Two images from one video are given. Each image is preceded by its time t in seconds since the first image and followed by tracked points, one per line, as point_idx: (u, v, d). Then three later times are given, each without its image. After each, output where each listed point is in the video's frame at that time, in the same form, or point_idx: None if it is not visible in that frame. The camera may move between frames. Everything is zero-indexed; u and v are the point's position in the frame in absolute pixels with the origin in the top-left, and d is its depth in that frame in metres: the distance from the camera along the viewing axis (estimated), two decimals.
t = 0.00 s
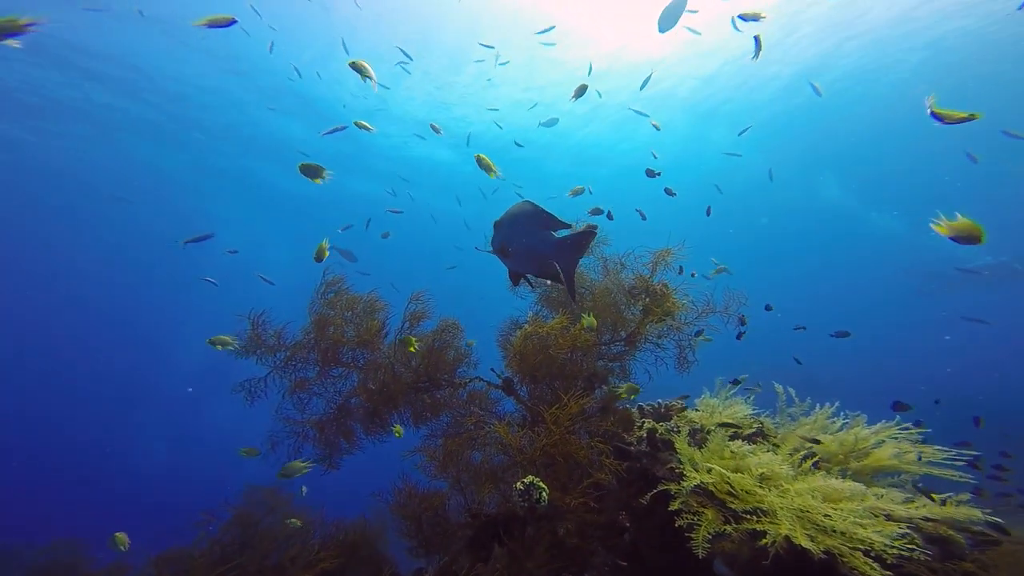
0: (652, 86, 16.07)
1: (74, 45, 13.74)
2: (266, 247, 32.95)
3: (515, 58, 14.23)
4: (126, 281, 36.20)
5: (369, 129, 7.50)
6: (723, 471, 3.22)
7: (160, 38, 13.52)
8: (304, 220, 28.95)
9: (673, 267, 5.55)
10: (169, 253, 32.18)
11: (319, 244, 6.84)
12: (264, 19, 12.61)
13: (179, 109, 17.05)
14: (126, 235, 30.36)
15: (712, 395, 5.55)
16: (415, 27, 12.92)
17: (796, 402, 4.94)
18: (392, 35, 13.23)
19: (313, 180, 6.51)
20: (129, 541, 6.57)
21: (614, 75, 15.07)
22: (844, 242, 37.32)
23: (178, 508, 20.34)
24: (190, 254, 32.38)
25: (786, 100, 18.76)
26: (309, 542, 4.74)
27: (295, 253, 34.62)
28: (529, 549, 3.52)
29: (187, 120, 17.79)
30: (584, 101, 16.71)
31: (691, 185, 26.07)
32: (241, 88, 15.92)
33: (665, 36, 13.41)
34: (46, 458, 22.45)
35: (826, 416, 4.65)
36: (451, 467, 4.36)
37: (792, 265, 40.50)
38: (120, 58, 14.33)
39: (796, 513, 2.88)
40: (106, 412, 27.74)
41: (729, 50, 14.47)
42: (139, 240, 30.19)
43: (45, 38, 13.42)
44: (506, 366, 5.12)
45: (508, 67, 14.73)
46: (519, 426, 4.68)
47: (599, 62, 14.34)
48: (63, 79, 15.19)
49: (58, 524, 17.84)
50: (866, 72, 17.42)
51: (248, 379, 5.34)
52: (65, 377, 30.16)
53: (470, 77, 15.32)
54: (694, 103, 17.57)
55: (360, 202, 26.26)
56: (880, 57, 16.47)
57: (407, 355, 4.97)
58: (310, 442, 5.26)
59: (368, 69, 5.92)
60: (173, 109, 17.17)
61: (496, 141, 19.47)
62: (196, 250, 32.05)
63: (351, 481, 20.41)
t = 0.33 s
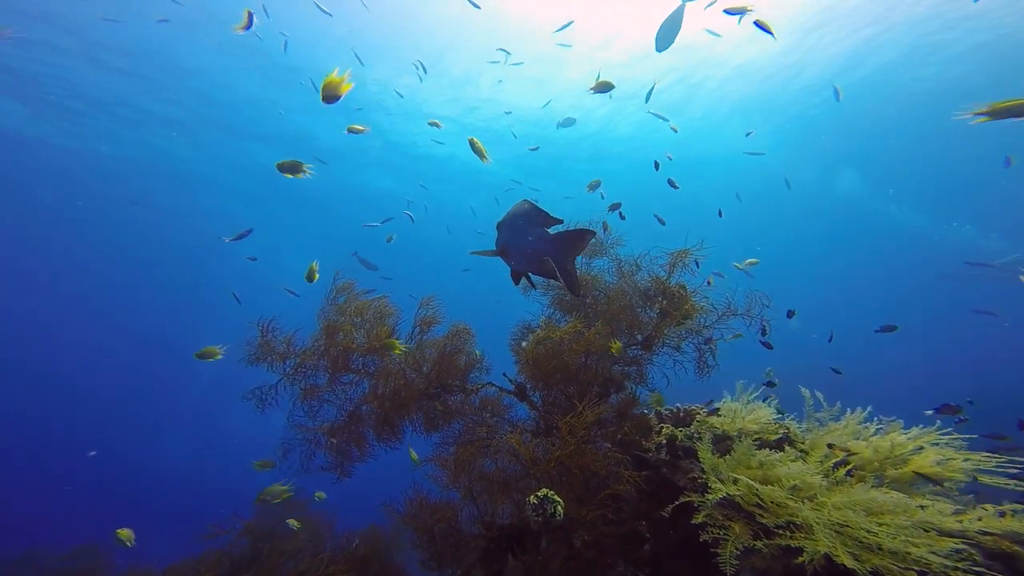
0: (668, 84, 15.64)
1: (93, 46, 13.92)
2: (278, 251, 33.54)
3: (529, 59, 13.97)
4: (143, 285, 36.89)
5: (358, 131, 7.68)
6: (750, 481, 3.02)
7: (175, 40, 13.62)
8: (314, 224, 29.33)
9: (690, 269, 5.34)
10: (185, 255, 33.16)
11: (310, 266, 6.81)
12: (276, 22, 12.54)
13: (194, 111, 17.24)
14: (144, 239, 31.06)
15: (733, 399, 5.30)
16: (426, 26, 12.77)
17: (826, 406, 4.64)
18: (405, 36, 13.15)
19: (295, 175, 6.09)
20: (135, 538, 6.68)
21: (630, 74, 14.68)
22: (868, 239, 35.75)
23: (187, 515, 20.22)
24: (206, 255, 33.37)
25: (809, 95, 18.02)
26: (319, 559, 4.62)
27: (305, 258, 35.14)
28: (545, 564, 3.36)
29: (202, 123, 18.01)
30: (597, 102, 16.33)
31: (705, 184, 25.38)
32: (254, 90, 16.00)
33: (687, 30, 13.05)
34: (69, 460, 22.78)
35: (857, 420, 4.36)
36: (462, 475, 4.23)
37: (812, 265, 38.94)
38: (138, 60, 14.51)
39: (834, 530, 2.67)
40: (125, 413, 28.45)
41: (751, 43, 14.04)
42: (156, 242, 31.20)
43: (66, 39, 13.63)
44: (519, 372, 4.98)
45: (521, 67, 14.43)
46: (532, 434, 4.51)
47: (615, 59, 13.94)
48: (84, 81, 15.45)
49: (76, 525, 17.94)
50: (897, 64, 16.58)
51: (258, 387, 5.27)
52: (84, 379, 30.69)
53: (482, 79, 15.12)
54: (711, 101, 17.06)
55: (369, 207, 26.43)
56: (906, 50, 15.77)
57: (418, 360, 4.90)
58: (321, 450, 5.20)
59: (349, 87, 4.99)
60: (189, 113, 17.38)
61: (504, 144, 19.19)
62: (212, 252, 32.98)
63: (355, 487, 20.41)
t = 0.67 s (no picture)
0: (684, 84, 15.42)
1: (103, 63, 13.79)
2: (287, 259, 33.87)
3: (544, 60, 13.88)
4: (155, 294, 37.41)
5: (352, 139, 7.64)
6: (773, 491, 2.86)
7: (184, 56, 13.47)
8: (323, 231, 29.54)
9: (706, 270, 5.16)
10: (197, 265, 33.60)
11: (289, 279, 6.28)
12: (287, 30, 12.51)
13: (205, 124, 17.24)
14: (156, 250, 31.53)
15: (752, 404, 5.13)
16: (442, 30, 12.80)
17: (854, 410, 4.34)
18: (420, 40, 13.20)
19: (267, 185, 5.53)
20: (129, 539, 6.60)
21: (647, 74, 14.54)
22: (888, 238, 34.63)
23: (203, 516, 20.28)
24: (218, 262, 33.81)
25: (829, 93, 17.54)
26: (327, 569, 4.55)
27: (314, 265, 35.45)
28: None
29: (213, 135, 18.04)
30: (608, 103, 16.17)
31: (715, 183, 24.89)
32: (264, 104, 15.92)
33: (706, 29, 12.95)
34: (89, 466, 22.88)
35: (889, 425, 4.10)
36: (470, 486, 4.06)
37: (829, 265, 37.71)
38: (149, 77, 14.44)
39: (873, 547, 2.48)
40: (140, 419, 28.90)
41: (771, 41, 13.89)
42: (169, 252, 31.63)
43: (76, 58, 13.50)
44: (528, 377, 4.85)
45: (535, 69, 14.36)
46: (544, 441, 4.42)
47: (628, 60, 13.81)
48: (94, 96, 15.37)
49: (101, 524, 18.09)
50: (925, 60, 16.06)
51: (265, 393, 5.21)
52: (99, 388, 30.91)
53: (495, 82, 15.08)
54: (728, 99, 16.76)
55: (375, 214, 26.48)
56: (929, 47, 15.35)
57: (424, 366, 4.76)
58: (330, 457, 5.15)
59: (317, 132, 4.97)
60: (199, 126, 17.39)
61: (512, 146, 19.01)
62: (224, 260, 33.45)
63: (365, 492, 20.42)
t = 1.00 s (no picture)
0: (691, 80, 15.14)
1: (110, 68, 13.77)
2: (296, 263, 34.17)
3: (553, 57, 13.69)
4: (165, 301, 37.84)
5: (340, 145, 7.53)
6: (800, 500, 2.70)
7: (190, 55, 13.42)
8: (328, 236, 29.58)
9: (722, 268, 4.97)
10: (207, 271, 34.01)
11: (261, 284, 6.23)
12: (292, 30, 12.46)
13: (211, 129, 17.22)
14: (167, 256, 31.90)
15: (769, 405, 4.98)
16: (445, 29, 12.64)
17: (884, 412, 4.09)
18: (424, 40, 13.04)
19: (233, 200, 4.90)
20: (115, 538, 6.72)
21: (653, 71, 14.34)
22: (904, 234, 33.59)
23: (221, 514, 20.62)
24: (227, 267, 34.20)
25: (844, 86, 17.01)
26: None
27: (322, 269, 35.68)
28: None
29: (219, 141, 18.01)
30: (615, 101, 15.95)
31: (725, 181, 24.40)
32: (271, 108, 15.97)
33: (714, 23, 12.63)
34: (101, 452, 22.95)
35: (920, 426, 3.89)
36: (477, 493, 3.93)
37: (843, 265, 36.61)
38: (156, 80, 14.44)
39: (917, 563, 2.31)
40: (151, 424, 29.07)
41: (789, 32, 13.46)
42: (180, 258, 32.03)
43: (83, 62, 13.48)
44: (538, 379, 4.73)
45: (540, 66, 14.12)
46: (554, 446, 4.29)
47: (641, 54, 13.50)
48: (103, 101, 15.38)
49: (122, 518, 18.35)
50: (947, 49, 15.49)
51: (269, 398, 5.12)
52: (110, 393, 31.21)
53: (500, 79, 14.80)
54: (737, 94, 16.39)
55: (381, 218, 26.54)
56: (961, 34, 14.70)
57: (431, 368, 4.67)
58: (336, 461, 5.07)
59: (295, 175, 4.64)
60: (205, 131, 17.35)
61: (514, 147, 18.85)
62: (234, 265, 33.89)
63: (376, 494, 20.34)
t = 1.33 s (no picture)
0: (701, 74, 14.79)
1: (115, 64, 13.79)
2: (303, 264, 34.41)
3: (561, 49, 13.40)
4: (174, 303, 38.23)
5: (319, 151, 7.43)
6: (827, 506, 2.56)
7: (191, 51, 13.36)
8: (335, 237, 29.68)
9: (738, 263, 4.77)
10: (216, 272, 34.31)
11: (229, 284, 6.12)
12: (287, 23, 12.31)
13: (217, 128, 17.26)
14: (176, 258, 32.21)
15: (785, 404, 4.80)
16: (441, 21, 12.35)
17: (910, 411, 3.81)
18: (420, 33, 12.78)
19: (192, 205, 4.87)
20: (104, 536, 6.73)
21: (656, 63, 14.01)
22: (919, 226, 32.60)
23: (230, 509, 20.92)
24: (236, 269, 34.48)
25: (856, 73, 16.40)
26: None
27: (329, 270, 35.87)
28: None
29: (225, 139, 18.07)
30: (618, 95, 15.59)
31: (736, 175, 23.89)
32: (275, 104, 15.95)
33: (718, 12, 12.15)
34: (113, 444, 22.93)
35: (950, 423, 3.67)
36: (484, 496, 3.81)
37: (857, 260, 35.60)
38: (161, 76, 14.44)
39: None
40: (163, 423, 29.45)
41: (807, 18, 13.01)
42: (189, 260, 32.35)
43: (88, 57, 13.52)
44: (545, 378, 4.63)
45: (540, 58, 13.84)
46: (563, 447, 4.18)
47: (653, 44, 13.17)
48: (108, 99, 15.44)
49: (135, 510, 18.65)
50: (966, 34, 14.84)
51: (273, 398, 5.05)
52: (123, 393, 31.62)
53: (500, 69, 14.49)
54: (749, 84, 15.93)
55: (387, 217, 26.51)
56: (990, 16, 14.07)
57: (436, 367, 4.57)
58: (342, 462, 5.00)
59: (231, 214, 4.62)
60: (212, 130, 17.41)
61: (516, 142, 18.64)
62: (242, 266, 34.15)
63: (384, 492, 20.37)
